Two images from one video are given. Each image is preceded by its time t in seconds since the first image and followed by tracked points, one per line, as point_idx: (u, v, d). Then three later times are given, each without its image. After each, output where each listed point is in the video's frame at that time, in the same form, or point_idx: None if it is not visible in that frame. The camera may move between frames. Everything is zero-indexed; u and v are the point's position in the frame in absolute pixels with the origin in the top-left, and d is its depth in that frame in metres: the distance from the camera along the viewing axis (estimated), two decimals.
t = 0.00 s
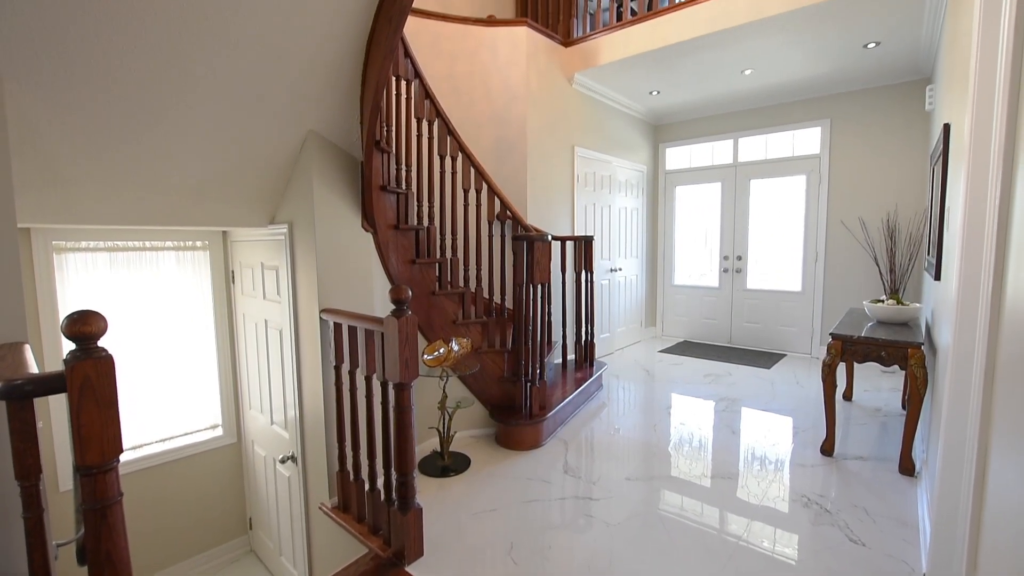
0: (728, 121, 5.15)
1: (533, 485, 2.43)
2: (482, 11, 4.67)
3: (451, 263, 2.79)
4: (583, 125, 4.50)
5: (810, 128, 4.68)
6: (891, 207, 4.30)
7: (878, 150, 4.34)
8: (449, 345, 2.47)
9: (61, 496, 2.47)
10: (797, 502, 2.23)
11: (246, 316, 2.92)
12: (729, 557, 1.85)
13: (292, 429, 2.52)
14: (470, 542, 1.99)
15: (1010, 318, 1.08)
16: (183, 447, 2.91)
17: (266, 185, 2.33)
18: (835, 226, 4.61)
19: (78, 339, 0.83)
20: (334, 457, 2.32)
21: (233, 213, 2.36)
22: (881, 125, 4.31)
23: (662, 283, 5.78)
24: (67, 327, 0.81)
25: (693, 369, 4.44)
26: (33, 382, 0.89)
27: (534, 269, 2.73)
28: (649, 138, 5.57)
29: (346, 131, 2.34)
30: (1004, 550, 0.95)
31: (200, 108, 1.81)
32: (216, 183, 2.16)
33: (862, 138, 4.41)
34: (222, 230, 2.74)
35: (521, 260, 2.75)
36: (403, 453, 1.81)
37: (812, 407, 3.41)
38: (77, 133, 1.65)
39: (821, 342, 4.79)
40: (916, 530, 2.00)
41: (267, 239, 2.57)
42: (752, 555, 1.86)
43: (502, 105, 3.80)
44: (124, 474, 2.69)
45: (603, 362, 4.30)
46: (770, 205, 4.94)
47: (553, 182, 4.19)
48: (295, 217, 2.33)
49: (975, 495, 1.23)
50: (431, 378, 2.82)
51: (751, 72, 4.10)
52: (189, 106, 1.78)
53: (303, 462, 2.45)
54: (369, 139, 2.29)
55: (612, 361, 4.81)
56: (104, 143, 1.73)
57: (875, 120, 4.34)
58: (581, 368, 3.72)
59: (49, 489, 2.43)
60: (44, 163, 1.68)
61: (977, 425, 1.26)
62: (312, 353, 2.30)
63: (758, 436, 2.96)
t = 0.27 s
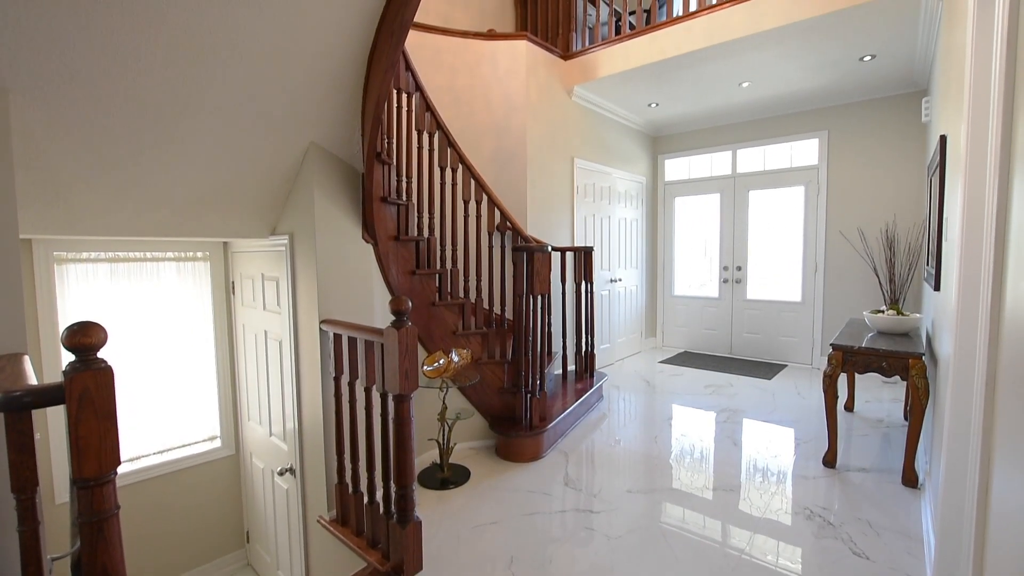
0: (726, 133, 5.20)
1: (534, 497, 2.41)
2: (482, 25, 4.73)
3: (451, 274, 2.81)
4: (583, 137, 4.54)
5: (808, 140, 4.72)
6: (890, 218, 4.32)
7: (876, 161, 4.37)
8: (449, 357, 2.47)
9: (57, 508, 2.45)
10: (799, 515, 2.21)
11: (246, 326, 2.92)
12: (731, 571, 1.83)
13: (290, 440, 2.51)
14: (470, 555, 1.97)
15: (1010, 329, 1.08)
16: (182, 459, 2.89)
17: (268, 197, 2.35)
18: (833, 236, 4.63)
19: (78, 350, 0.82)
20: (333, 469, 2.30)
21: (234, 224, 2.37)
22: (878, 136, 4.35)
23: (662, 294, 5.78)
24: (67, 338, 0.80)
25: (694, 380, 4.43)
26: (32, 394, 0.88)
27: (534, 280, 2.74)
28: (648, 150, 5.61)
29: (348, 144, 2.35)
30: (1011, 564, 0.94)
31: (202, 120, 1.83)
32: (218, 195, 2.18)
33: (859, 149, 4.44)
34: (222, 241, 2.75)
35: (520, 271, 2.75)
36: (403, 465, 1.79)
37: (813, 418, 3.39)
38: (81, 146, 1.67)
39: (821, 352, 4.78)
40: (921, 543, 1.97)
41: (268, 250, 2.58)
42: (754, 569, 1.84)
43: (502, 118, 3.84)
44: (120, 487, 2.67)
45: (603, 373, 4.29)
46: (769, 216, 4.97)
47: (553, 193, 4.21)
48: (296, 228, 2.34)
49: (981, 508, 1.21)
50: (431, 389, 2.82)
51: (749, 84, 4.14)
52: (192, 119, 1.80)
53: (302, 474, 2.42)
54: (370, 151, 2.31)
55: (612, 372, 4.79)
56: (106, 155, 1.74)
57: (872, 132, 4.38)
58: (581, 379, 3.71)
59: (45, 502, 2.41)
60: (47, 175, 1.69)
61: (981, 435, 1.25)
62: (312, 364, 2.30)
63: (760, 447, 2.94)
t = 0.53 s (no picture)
0: (725, 145, 5.24)
1: (534, 510, 2.39)
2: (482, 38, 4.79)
3: (451, 285, 2.81)
4: (582, 149, 4.57)
5: (806, 151, 4.75)
6: (888, 228, 4.33)
7: (873, 172, 4.39)
8: (449, 367, 2.46)
9: (53, 520, 2.43)
10: (802, 527, 2.18)
11: (245, 337, 2.91)
12: None
13: (289, 452, 2.49)
14: (469, 569, 1.95)
15: (1011, 339, 1.08)
16: (179, 471, 2.87)
17: (269, 208, 2.36)
18: (833, 247, 4.64)
19: (77, 361, 0.82)
20: (332, 481, 2.28)
21: (235, 235, 2.38)
22: (875, 148, 4.38)
23: (663, 304, 5.78)
24: (67, 349, 0.80)
25: (695, 391, 4.41)
26: (29, 405, 0.87)
27: (534, 291, 2.74)
28: (647, 161, 5.65)
29: (349, 156, 2.37)
30: None
31: (204, 133, 1.84)
32: (219, 206, 2.19)
33: (856, 160, 4.47)
34: (223, 252, 2.76)
35: (520, 282, 2.76)
36: (402, 477, 1.78)
37: (815, 429, 3.37)
38: (84, 158, 1.68)
39: (822, 363, 4.77)
40: (926, 557, 1.95)
41: (268, 261, 2.59)
42: None
43: (503, 129, 3.88)
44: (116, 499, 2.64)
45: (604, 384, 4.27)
46: (768, 226, 4.98)
47: (553, 204, 4.23)
48: (297, 240, 2.35)
49: (986, 520, 1.20)
50: (431, 400, 2.81)
51: (746, 97, 4.18)
52: (195, 131, 1.82)
53: (300, 486, 2.40)
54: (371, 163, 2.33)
55: (613, 383, 4.77)
56: (109, 167, 1.76)
57: (869, 144, 4.41)
58: (581, 390, 3.69)
59: (40, 514, 2.38)
60: (50, 186, 1.71)
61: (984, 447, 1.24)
62: (311, 375, 2.29)
63: (762, 459, 2.92)
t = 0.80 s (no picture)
0: (724, 156, 5.27)
1: (534, 523, 2.36)
2: (483, 52, 4.85)
3: (451, 296, 2.81)
4: (582, 160, 4.60)
5: (804, 162, 4.79)
6: (887, 238, 4.35)
7: (872, 183, 4.42)
8: (449, 378, 2.45)
9: (48, 533, 2.40)
10: (805, 540, 2.16)
11: (245, 348, 2.90)
12: None
13: (287, 464, 2.47)
14: None
15: (1011, 349, 1.08)
16: (176, 483, 2.84)
17: (270, 219, 2.37)
18: (832, 257, 4.65)
19: (76, 373, 0.81)
20: (330, 493, 2.27)
21: (235, 246, 2.39)
22: (873, 159, 4.41)
23: (663, 314, 5.77)
24: (66, 360, 0.80)
25: (696, 402, 4.39)
26: (28, 417, 0.86)
27: (534, 302, 2.75)
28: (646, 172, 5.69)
29: (350, 168, 2.39)
30: None
31: (206, 144, 1.85)
32: (219, 217, 2.20)
33: (855, 172, 4.50)
34: (223, 262, 2.76)
35: (520, 292, 2.76)
36: (401, 489, 1.76)
37: (817, 441, 3.35)
38: (86, 169, 1.69)
39: (823, 373, 4.75)
40: (930, 570, 1.93)
41: (268, 272, 2.60)
42: None
43: (503, 141, 3.91)
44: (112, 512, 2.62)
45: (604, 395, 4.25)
46: (767, 237, 5.00)
47: (552, 215, 4.25)
48: (298, 251, 2.36)
49: (990, 532, 1.19)
50: (431, 412, 2.79)
51: (744, 108, 4.22)
52: (196, 142, 1.82)
53: (298, 499, 2.38)
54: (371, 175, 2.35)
55: (613, 394, 4.75)
56: (110, 177, 1.76)
57: (867, 155, 4.44)
58: (581, 401, 3.68)
59: (36, 527, 2.36)
60: (52, 197, 1.72)
61: (986, 458, 1.23)
62: (310, 386, 2.28)
63: (764, 470, 2.90)
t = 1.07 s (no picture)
0: (722, 169, 5.31)
1: (534, 538, 2.33)
2: (483, 66, 4.91)
3: (451, 308, 2.81)
4: (581, 173, 4.63)
5: (802, 174, 4.82)
6: (886, 250, 4.36)
7: (870, 195, 4.45)
8: (448, 391, 2.44)
9: (42, 549, 2.38)
10: (809, 555, 2.13)
11: (244, 360, 2.90)
12: None
13: (286, 478, 2.45)
14: None
15: (1011, 361, 1.08)
16: (174, 497, 2.82)
17: (271, 232, 2.38)
18: (831, 268, 4.66)
19: (75, 386, 0.80)
20: (328, 508, 2.24)
21: (236, 258, 2.40)
22: (871, 171, 4.44)
23: (663, 326, 5.77)
24: (65, 373, 0.79)
25: (698, 414, 4.36)
26: (25, 431, 0.83)
27: (534, 314, 2.74)
28: (645, 185, 5.72)
29: (350, 181, 2.40)
30: None
31: (208, 157, 1.87)
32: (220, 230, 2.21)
33: (853, 184, 4.53)
34: (224, 274, 2.77)
35: (520, 304, 2.76)
36: (399, 503, 1.74)
37: (820, 454, 3.32)
38: (88, 183, 1.71)
39: (824, 385, 4.73)
40: None
41: (269, 284, 2.60)
42: None
43: (503, 154, 3.94)
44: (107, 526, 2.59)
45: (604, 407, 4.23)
46: (767, 248, 5.02)
47: (552, 227, 4.27)
48: (298, 263, 2.36)
49: (994, 546, 1.17)
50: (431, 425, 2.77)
51: (742, 121, 4.26)
52: (198, 156, 1.84)
53: (295, 513, 2.36)
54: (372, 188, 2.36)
55: (614, 406, 4.73)
56: (113, 190, 1.78)
57: (865, 167, 4.47)
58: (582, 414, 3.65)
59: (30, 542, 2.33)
60: (54, 211, 1.73)
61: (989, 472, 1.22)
62: (309, 398, 2.27)
63: (766, 484, 2.87)
